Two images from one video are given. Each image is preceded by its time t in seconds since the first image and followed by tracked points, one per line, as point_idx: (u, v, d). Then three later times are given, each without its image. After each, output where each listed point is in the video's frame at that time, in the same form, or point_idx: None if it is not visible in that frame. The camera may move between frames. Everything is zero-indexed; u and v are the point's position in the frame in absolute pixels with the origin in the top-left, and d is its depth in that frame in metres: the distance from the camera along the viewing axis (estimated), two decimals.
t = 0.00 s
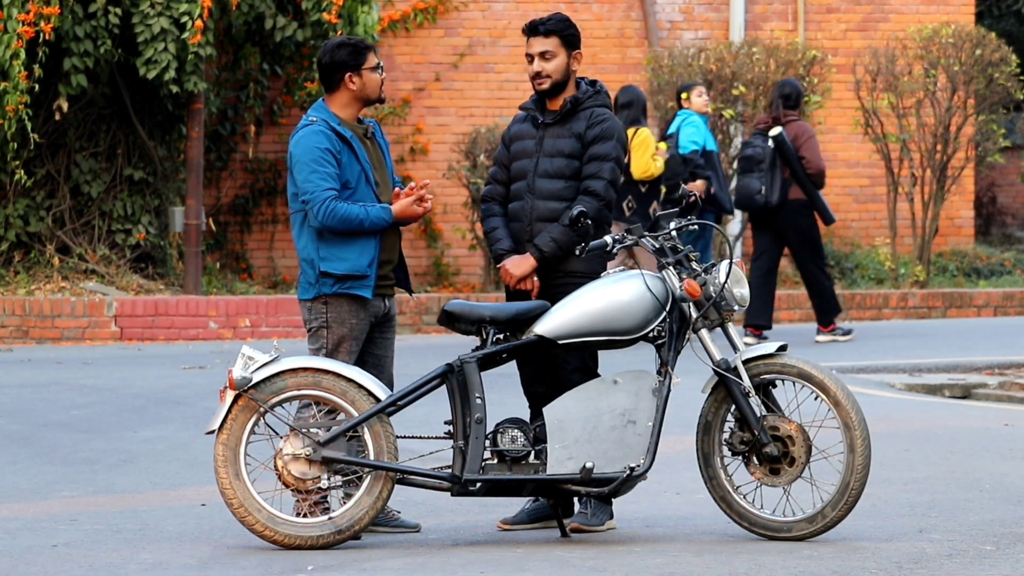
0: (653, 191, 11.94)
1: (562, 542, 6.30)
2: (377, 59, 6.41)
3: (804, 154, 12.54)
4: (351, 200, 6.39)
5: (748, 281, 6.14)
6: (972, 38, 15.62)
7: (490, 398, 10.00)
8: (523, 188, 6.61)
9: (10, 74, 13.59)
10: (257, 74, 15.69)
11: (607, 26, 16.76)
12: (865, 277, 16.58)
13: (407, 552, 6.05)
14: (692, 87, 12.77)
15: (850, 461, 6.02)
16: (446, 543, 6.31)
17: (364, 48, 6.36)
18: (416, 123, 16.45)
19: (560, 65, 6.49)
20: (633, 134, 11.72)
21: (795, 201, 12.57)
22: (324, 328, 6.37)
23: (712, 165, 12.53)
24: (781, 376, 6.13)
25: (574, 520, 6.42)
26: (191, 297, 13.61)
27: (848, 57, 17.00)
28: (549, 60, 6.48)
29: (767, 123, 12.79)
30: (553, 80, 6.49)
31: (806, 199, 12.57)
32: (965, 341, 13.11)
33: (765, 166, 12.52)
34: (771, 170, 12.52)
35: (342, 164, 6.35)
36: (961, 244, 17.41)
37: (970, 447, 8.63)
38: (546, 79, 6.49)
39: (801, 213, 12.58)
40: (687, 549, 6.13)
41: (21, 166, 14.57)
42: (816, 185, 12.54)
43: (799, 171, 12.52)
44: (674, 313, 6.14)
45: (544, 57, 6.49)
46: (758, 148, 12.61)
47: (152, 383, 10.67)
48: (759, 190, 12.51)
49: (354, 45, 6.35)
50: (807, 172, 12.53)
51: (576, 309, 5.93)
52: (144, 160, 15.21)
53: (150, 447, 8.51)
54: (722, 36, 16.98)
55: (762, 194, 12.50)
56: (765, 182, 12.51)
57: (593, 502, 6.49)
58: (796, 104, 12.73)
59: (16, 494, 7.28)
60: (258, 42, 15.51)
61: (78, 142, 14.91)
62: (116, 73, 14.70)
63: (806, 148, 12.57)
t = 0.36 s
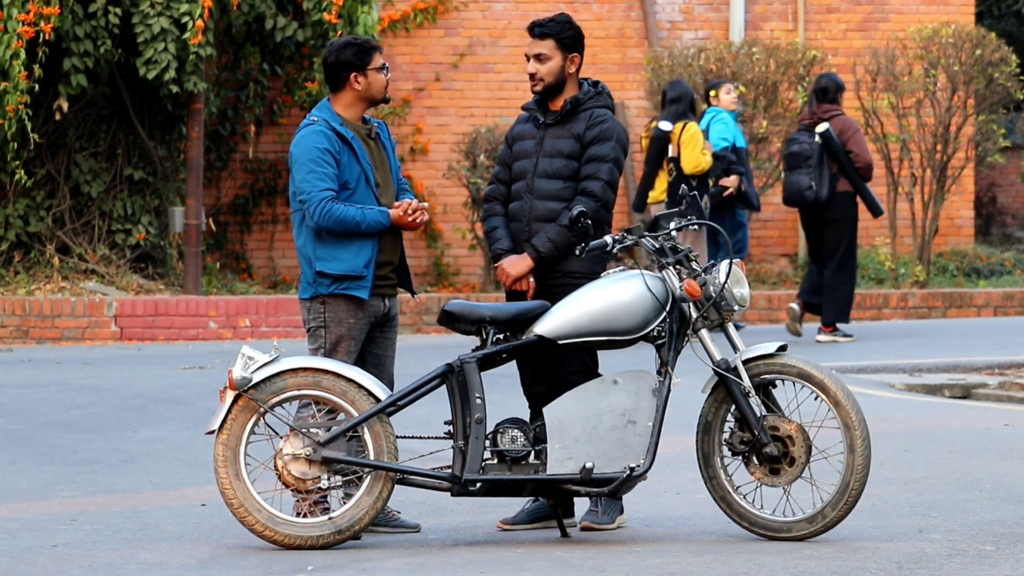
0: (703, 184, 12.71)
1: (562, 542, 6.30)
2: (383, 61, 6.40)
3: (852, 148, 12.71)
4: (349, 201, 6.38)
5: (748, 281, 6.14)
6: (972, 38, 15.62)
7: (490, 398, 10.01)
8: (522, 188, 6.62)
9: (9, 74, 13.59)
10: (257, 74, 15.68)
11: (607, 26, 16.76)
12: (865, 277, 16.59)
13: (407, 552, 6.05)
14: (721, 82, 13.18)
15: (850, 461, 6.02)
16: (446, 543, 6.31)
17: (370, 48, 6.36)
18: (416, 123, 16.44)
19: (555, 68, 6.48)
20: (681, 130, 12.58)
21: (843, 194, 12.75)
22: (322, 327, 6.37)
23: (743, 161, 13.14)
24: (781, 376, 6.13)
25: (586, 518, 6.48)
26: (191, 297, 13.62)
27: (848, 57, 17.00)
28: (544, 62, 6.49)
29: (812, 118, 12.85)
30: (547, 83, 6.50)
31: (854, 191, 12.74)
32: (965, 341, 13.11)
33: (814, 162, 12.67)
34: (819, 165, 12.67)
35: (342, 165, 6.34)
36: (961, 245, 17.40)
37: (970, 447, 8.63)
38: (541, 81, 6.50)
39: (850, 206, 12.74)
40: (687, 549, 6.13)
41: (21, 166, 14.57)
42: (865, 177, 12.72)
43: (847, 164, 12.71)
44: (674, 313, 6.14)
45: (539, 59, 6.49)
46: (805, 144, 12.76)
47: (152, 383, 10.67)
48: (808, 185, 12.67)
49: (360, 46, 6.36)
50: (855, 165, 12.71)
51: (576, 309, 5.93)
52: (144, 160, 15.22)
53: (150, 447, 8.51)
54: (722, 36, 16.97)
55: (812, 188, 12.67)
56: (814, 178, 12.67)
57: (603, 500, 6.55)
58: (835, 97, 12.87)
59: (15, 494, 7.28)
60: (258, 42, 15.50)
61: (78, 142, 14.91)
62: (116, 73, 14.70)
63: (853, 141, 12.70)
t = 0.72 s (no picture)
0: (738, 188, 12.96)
1: (562, 542, 6.30)
2: (383, 61, 6.40)
3: (885, 150, 12.93)
4: (348, 200, 6.38)
5: (748, 281, 6.14)
6: (972, 38, 15.64)
7: (490, 398, 10.01)
8: (534, 187, 6.62)
9: (10, 74, 13.60)
10: (257, 74, 15.68)
11: (607, 26, 16.77)
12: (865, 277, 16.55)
13: (407, 552, 6.05)
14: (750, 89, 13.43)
15: (850, 461, 6.02)
16: (446, 543, 6.31)
17: (370, 48, 6.36)
18: (416, 123, 16.44)
19: (569, 65, 6.48)
20: (724, 133, 12.79)
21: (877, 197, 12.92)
22: (320, 327, 6.37)
23: (766, 165, 13.27)
24: (781, 376, 6.13)
25: (587, 518, 6.49)
26: (191, 297, 13.62)
27: (848, 57, 17.01)
28: (558, 58, 6.49)
29: (843, 121, 13.08)
30: (560, 79, 6.50)
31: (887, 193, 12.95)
32: (964, 341, 13.10)
33: (849, 165, 12.87)
34: (855, 167, 12.85)
35: (340, 164, 6.34)
36: (961, 244, 17.40)
37: (970, 448, 8.62)
38: (554, 76, 6.51)
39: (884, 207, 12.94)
40: (687, 549, 6.13)
41: (21, 166, 14.57)
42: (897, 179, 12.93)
43: (880, 166, 12.90)
44: (674, 313, 6.14)
45: (553, 55, 6.50)
46: (838, 147, 12.95)
47: (152, 383, 10.67)
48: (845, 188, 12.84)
49: (360, 45, 6.36)
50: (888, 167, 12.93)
51: (577, 309, 5.93)
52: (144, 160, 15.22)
53: (150, 447, 8.51)
54: (722, 36, 16.97)
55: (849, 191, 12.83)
56: (850, 180, 12.85)
57: (605, 501, 6.56)
58: (861, 100, 13.16)
59: (15, 494, 7.28)
60: (258, 42, 15.50)
61: (78, 142, 14.92)
62: (116, 73, 14.70)
63: (885, 143, 12.94)
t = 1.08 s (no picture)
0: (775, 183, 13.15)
1: (562, 542, 6.30)
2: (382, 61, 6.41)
3: (906, 147, 13.07)
4: (345, 199, 6.38)
5: (748, 281, 6.13)
6: (972, 38, 15.68)
7: (490, 398, 10.01)
8: (545, 186, 6.64)
9: (10, 74, 13.60)
10: (257, 74, 15.67)
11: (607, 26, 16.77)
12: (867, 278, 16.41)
13: (407, 552, 6.05)
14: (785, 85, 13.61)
15: (850, 461, 6.02)
16: (447, 543, 6.31)
17: (368, 49, 6.37)
18: (416, 123, 16.44)
19: (579, 65, 6.49)
20: (755, 127, 13.13)
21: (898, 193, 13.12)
22: (318, 327, 6.37)
23: (798, 163, 13.52)
24: (781, 376, 6.13)
25: (587, 519, 6.48)
26: (191, 297, 13.62)
27: (848, 57, 17.01)
28: (569, 58, 6.50)
29: (868, 117, 13.25)
30: (571, 79, 6.50)
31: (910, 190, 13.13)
32: (964, 341, 13.10)
33: (871, 161, 13.03)
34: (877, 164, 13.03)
35: (338, 164, 6.34)
36: (961, 244, 17.40)
37: (970, 448, 8.62)
38: (566, 76, 6.51)
39: (906, 204, 13.13)
40: (687, 549, 6.13)
41: (21, 166, 14.58)
42: (918, 176, 13.08)
43: (902, 163, 13.05)
44: (674, 313, 6.14)
45: (565, 55, 6.51)
46: (861, 143, 13.13)
47: (152, 383, 10.67)
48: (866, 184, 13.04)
49: (357, 46, 6.37)
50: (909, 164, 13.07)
51: (577, 308, 5.93)
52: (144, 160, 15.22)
53: (150, 447, 8.51)
54: (722, 36, 16.96)
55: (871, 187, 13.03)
56: (871, 176, 13.03)
57: (606, 501, 6.56)
58: (888, 96, 13.27)
59: (15, 494, 7.28)
60: (258, 42, 15.49)
61: (78, 142, 14.91)
62: (117, 73, 14.70)
63: (907, 141, 13.10)
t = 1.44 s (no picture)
0: (822, 186, 13.44)
1: (562, 542, 6.30)
2: (381, 62, 6.39)
3: (948, 147, 13.18)
4: (343, 199, 6.37)
5: (748, 281, 6.14)
6: (973, 38, 15.69)
7: (490, 398, 10.01)
8: (548, 186, 6.63)
9: (10, 74, 13.60)
10: (257, 74, 15.68)
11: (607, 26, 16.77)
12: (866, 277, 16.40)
13: (407, 553, 6.05)
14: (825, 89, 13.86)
15: (850, 461, 6.02)
16: (447, 543, 6.31)
17: (368, 50, 6.35)
18: (416, 123, 16.44)
19: (583, 65, 6.47)
20: (800, 130, 13.43)
21: (939, 190, 13.28)
22: (316, 327, 6.37)
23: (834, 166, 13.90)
24: (781, 376, 6.13)
25: (587, 519, 6.49)
26: (191, 297, 13.62)
27: (848, 57, 17.00)
28: (572, 60, 6.48)
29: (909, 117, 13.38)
30: (576, 81, 6.49)
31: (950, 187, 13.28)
32: (964, 341, 13.10)
33: (910, 160, 13.18)
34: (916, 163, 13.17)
35: (335, 164, 6.34)
36: (960, 244, 17.41)
37: (970, 448, 8.62)
38: (571, 79, 6.49)
39: (947, 200, 13.29)
40: (687, 549, 6.13)
41: (21, 166, 14.58)
42: (960, 175, 13.22)
43: (942, 162, 13.19)
44: (674, 313, 6.14)
45: (568, 58, 6.50)
46: (902, 143, 13.25)
47: (152, 383, 10.67)
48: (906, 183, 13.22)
49: (358, 46, 6.36)
50: (951, 163, 13.19)
51: (577, 309, 5.93)
52: (144, 160, 15.22)
53: (150, 447, 8.51)
54: (722, 35, 16.96)
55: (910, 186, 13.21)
56: (911, 175, 13.21)
57: (606, 501, 6.56)
58: (930, 95, 13.36)
59: (15, 494, 7.28)
60: (258, 42, 15.51)
61: (78, 142, 14.92)
62: (116, 73, 14.70)
63: (949, 140, 13.18)
